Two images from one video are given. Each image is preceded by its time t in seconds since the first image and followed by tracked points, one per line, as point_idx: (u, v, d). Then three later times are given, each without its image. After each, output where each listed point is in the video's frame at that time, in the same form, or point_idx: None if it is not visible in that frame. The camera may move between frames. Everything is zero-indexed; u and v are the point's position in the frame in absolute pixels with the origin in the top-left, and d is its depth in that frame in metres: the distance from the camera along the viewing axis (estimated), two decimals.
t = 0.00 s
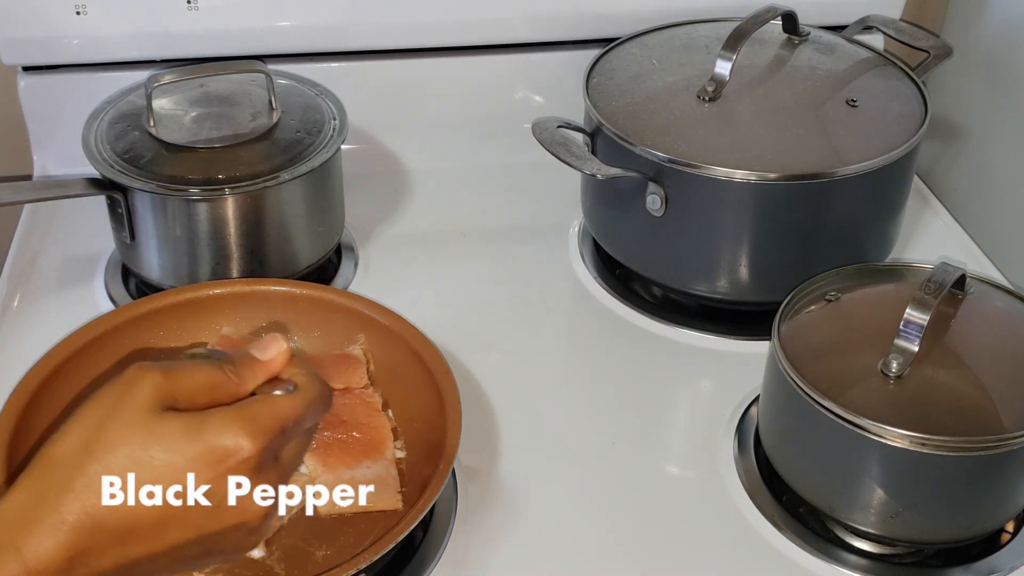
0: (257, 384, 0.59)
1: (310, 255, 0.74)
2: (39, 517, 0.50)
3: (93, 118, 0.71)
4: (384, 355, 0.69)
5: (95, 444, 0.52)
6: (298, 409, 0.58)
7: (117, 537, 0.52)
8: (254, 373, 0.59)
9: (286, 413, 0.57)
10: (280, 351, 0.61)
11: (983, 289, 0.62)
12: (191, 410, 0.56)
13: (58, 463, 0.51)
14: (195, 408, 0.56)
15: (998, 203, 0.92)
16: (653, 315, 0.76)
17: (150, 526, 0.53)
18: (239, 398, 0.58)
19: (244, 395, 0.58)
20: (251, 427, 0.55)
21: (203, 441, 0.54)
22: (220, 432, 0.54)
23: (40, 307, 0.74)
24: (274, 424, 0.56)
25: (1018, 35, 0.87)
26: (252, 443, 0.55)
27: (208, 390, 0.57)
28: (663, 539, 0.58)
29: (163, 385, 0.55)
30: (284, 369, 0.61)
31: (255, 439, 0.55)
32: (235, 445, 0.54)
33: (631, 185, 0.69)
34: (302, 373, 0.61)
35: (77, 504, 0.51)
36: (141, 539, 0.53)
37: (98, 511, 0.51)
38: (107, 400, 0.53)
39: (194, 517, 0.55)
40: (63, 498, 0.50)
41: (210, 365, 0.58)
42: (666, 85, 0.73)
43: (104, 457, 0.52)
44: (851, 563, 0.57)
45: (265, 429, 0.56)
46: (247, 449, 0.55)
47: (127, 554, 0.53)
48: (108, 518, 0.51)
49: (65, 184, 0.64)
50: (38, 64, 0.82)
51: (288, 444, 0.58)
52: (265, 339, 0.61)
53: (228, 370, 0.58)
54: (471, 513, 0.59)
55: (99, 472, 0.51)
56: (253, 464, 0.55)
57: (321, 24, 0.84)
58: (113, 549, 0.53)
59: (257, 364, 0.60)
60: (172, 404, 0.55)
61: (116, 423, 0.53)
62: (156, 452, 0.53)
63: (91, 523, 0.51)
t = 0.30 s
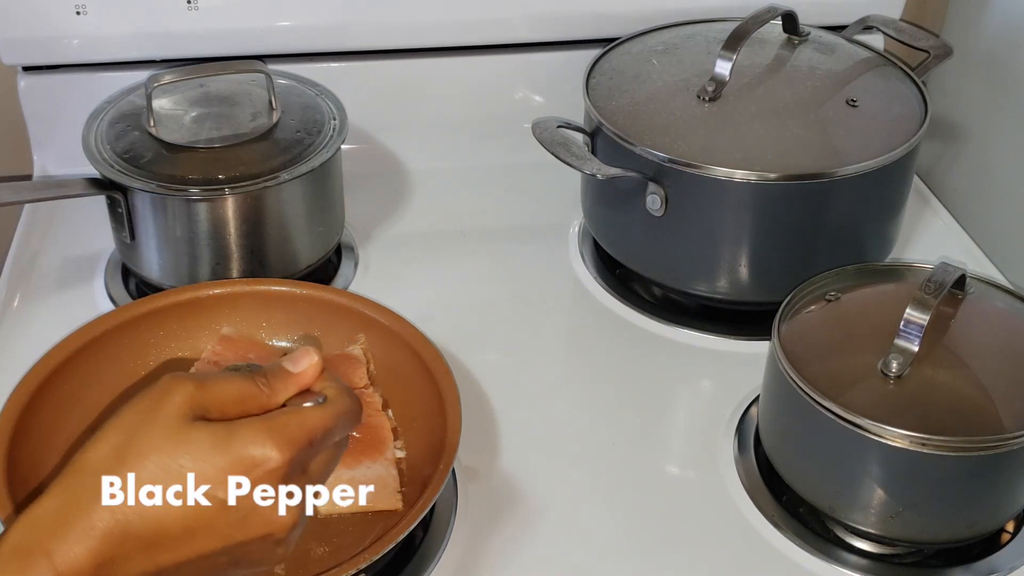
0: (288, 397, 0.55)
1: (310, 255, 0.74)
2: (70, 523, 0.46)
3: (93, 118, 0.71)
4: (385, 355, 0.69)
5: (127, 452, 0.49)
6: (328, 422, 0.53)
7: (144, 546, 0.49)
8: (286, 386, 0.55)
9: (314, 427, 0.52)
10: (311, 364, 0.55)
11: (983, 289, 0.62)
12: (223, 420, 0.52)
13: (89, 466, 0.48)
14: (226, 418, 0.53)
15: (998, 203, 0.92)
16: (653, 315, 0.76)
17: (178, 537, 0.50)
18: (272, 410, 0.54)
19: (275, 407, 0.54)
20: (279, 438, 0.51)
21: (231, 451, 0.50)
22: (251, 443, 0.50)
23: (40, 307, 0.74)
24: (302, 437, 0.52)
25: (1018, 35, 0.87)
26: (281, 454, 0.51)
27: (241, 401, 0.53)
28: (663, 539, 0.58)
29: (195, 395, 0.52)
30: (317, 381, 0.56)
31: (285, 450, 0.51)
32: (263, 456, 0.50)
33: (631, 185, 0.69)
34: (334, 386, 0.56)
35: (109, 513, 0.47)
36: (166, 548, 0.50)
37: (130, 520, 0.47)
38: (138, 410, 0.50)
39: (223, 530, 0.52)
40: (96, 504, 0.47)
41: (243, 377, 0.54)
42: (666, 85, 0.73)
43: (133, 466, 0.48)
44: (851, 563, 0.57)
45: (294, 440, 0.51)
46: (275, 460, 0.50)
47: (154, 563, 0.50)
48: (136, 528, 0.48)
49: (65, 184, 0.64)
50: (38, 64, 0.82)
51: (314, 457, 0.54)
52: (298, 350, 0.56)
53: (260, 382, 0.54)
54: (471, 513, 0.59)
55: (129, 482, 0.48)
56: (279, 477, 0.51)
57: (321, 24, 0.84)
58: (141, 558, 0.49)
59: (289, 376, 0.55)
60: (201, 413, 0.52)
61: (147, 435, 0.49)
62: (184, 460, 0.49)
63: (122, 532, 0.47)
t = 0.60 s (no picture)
0: (195, 382, 0.64)
1: (310, 255, 0.74)
2: None
3: (93, 118, 0.71)
4: (384, 355, 0.69)
5: (40, 455, 0.55)
6: (240, 402, 0.64)
7: (68, 543, 0.55)
8: (192, 373, 0.64)
9: (229, 407, 0.63)
10: (214, 348, 0.65)
11: (983, 289, 0.62)
12: (131, 411, 0.60)
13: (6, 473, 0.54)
14: (133, 408, 0.61)
15: (998, 203, 0.92)
16: (653, 315, 0.76)
17: (101, 527, 0.56)
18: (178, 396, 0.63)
19: (184, 394, 0.63)
20: (194, 423, 0.60)
21: (148, 441, 0.58)
22: (165, 432, 0.59)
23: (39, 307, 0.74)
24: (216, 418, 0.62)
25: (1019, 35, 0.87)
26: (197, 438, 0.60)
27: (148, 390, 0.62)
28: (662, 539, 0.58)
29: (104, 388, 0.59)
30: (221, 365, 0.65)
31: (200, 432, 0.60)
32: (181, 441, 0.59)
33: (631, 185, 0.69)
34: (239, 368, 0.66)
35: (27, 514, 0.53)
36: (95, 539, 0.56)
37: (50, 521, 0.54)
38: (46, 410, 0.56)
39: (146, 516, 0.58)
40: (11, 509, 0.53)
41: (152, 369, 0.63)
42: (666, 85, 0.73)
43: (49, 468, 0.55)
44: (851, 563, 0.57)
45: (208, 423, 0.61)
46: (193, 443, 0.60)
47: (80, 559, 0.55)
48: (60, 525, 0.55)
49: (65, 184, 0.64)
50: (38, 64, 0.82)
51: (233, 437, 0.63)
52: (201, 338, 0.65)
53: (167, 372, 0.63)
54: (471, 513, 0.59)
55: (46, 480, 0.55)
56: (200, 458, 0.60)
57: (321, 24, 0.84)
58: (66, 554, 0.55)
59: (195, 364, 0.64)
60: (110, 406, 0.59)
61: (61, 433, 0.56)
62: (100, 454, 0.57)
63: (43, 532, 0.54)
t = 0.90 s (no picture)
0: (153, 361, 0.58)
1: (310, 256, 0.74)
2: None
3: (93, 118, 0.71)
4: (384, 355, 0.69)
5: None
6: (201, 378, 0.57)
7: (26, 523, 0.51)
8: (149, 351, 0.58)
9: (188, 385, 0.56)
10: (172, 327, 0.59)
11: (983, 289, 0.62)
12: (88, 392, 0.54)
13: None
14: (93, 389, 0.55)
15: (998, 204, 0.92)
16: (652, 315, 0.76)
17: (59, 507, 0.51)
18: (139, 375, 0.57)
19: (143, 372, 0.57)
20: (153, 401, 0.53)
21: (105, 419, 0.52)
22: (123, 409, 0.52)
23: (39, 307, 0.74)
24: (175, 396, 0.55)
25: (1018, 35, 0.87)
26: (157, 416, 0.53)
27: (107, 369, 0.56)
28: (663, 539, 0.58)
29: (60, 369, 0.53)
30: (180, 343, 0.60)
31: (160, 412, 0.53)
32: (139, 421, 0.52)
33: (631, 186, 0.69)
34: (197, 347, 0.60)
35: None
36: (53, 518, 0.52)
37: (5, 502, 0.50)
38: None
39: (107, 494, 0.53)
40: None
41: (107, 348, 0.57)
42: (666, 85, 0.73)
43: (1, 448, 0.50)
44: (851, 563, 0.57)
45: (168, 401, 0.54)
46: (152, 422, 0.53)
47: (41, 539, 0.51)
48: (14, 506, 0.50)
49: (65, 184, 0.64)
50: (38, 64, 0.82)
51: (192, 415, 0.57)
52: (156, 315, 0.59)
53: (122, 350, 0.57)
54: (471, 512, 0.59)
55: None
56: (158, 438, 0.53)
57: (321, 24, 0.84)
58: (25, 536, 0.51)
59: (150, 342, 0.58)
60: (66, 386, 0.53)
61: (11, 412, 0.50)
62: (57, 435, 0.50)
63: None
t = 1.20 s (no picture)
0: (138, 336, 0.56)
1: (310, 256, 0.74)
2: None
3: (93, 118, 0.71)
4: (385, 354, 0.69)
5: None
6: (187, 351, 0.56)
7: (22, 494, 0.50)
8: (135, 326, 0.56)
9: (176, 356, 0.55)
10: (156, 301, 0.56)
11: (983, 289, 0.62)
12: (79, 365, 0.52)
13: None
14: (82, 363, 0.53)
15: (998, 204, 0.92)
16: (653, 315, 0.76)
17: (53, 477, 0.51)
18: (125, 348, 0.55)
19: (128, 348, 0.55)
20: (142, 370, 0.52)
21: (97, 390, 0.51)
22: (113, 381, 0.51)
23: (39, 307, 0.74)
24: (164, 367, 0.54)
25: (1018, 35, 0.87)
26: (147, 386, 0.52)
27: (94, 343, 0.54)
28: (663, 540, 0.58)
29: (49, 344, 0.51)
30: (164, 318, 0.57)
31: (150, 381, 0.52)
32: (130, 391, 0.51)
33: (631, 185, 0.69)
34: (184, 320, 0.58)
35: None
36: (48, 488, 0.51)
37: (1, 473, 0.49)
38: None
39: (98, 461, 0.52)
40: None
41: (93, 321, 0.55)
42: (666, 85, 0.73)
43: None
44: (851, 563, 0.57)
45: (156, 371, 0.53)
46: (142, 392, 0.52)
47: (35, 510, 0.51)
48: (11, 477, 0.50)
49: (65, 184, 0.64)
50: (38, 64, 0.82)
51: (179, 385, 0.56)
52: (142, 290, 0.56)
53: (110, 325, 0.55)
54: (471, 512, 0.59)
55: None
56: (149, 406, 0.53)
57: (321, 24, 0.84)
58: (21, 506, 0.50)
59: (137, 317, 0.56)
60: (56, 360, 0.51)
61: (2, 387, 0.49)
62: (50, 407, 0.50)
63: None
